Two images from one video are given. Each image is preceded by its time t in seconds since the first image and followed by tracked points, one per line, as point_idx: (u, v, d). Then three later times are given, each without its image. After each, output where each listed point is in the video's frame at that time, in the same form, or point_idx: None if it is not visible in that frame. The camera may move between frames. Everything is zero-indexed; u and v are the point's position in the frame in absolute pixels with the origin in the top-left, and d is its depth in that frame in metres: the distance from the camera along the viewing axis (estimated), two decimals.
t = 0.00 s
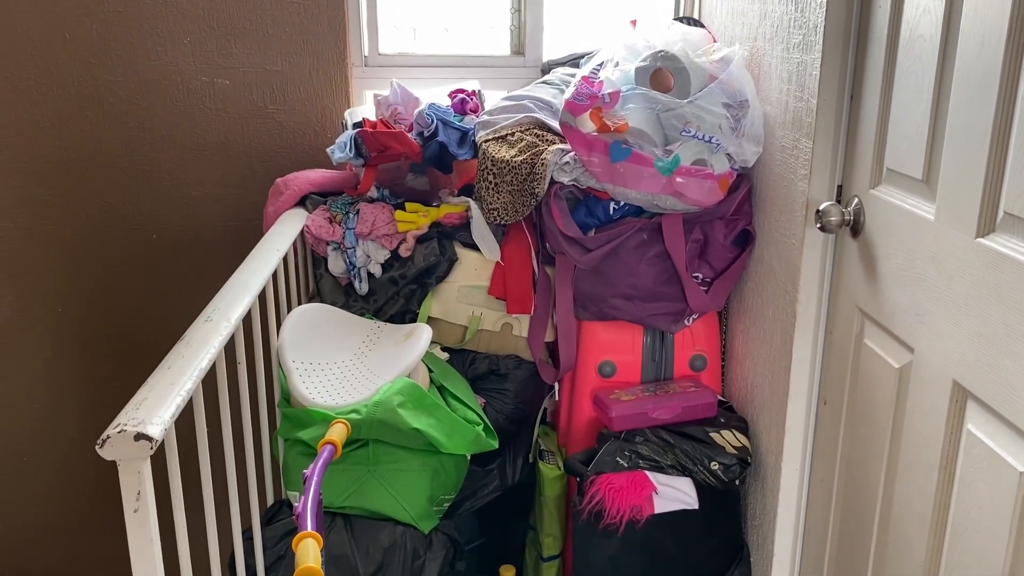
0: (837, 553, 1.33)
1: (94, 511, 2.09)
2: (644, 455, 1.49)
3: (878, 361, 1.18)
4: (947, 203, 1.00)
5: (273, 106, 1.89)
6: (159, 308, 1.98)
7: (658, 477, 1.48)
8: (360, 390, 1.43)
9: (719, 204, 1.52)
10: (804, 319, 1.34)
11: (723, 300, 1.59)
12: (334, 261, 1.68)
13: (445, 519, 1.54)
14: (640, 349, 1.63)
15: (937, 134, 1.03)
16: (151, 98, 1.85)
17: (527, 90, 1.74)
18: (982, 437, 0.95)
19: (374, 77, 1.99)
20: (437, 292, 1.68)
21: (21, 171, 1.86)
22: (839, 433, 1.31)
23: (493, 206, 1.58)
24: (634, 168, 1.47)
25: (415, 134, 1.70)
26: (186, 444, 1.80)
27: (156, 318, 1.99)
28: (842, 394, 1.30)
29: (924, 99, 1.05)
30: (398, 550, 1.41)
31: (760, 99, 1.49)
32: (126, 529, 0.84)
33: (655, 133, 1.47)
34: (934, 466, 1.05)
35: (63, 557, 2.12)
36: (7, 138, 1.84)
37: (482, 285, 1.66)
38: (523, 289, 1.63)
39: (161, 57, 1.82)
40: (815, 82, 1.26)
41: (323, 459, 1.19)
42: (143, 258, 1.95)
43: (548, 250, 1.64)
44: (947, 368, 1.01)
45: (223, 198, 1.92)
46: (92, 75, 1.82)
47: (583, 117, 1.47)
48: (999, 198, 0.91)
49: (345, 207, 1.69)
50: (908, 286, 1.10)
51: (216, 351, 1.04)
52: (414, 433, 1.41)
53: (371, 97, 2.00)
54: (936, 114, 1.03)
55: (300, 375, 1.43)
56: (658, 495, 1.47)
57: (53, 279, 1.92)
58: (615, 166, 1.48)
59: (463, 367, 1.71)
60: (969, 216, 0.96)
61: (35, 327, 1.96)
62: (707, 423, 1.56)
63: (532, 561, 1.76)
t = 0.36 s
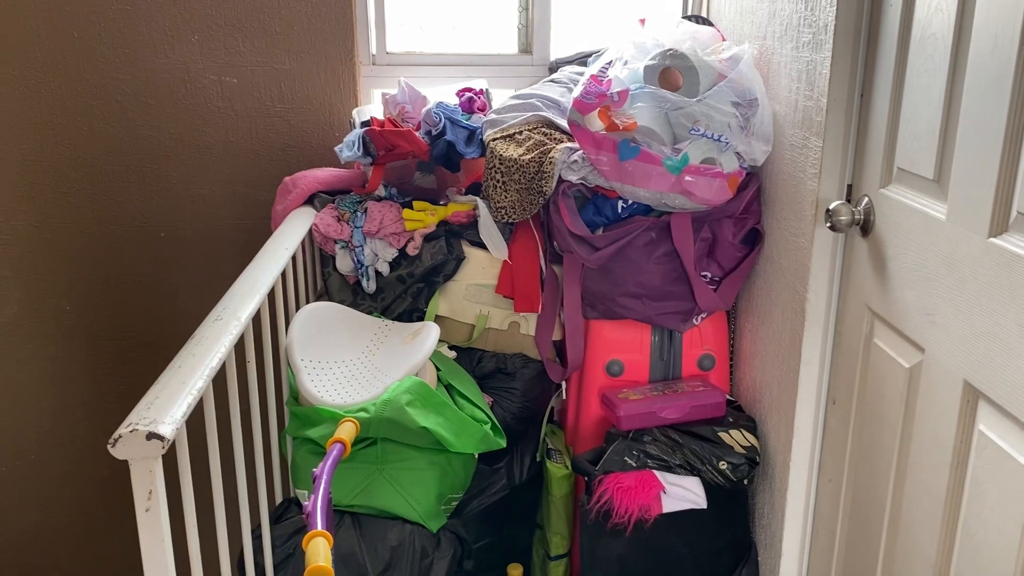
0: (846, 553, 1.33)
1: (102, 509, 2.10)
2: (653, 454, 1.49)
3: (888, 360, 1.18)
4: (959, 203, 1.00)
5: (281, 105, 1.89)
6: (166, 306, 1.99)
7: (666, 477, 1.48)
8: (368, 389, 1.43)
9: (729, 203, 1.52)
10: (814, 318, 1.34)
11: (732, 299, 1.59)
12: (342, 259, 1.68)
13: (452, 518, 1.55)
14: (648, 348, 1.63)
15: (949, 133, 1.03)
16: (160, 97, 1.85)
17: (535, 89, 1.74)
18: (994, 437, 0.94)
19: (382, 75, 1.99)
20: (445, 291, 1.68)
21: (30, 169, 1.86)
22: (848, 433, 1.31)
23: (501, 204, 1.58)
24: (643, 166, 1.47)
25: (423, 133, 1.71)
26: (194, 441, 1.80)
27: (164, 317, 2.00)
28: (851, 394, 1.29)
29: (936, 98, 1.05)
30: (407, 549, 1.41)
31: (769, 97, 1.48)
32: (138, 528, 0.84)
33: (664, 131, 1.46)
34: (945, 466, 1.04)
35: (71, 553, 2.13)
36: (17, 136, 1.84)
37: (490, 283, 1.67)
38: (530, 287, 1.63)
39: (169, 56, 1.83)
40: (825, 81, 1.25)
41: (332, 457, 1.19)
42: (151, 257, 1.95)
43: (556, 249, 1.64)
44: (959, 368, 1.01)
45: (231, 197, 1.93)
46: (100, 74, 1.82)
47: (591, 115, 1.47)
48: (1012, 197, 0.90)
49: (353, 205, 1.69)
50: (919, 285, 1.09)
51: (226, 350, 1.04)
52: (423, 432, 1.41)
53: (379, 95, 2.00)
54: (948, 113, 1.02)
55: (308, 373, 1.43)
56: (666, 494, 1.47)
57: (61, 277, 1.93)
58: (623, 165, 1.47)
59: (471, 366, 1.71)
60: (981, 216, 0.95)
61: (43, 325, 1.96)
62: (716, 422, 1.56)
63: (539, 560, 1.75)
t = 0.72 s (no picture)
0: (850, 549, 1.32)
1: (105, 502, 2.10)
2: (654, 450, 1.48)
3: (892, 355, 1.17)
4: (966, 196, 0.99)
5: (283, 99, 1.88)
6: (168, 300, 1.98)
7: (670, 473, 1.43)
8: (369, 384, 1.43)
9: (732, 197, 1.51)
10: (818, 312, 1.33)
11: (736, 294, 1.58)
12: (344, 254, 1.67)
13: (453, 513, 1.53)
14: (651, 343, 1.62)
15: (955, 125, 1.02)
16: (161, 90, 1.84)
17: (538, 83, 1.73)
18: (1000, 433, 0.93)
19: (384, 70, 1.98)
20: (446, 287, 1.67)
21: (31, 163, 1.86)
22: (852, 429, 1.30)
23: (503, 198, 1.57)
24: (646, 160, 1.46)
25: (425, 127, 1.70)
26: (195, 435, 1.80)
27: (166, 312, 2.00)
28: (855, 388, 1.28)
29: (943, 89, 1.04)
30: (408, 546, 1.41)
31: (774, 91, 1.47)
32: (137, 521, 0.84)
33: (667, 125, 1.46)
34: (949, 460, 1.03)
35: (73, 547, 2.13)
36: (18, 130, 1.84)
37: (492, 279, 1.66)
38: (533, 282, 1.63)
39: (170, 49, 1.82)
40: (830, 74, 1.25)
41: (332, 451, 1.18)
42: (153, 251, 1.95)
43: (559, 244, 1.63)
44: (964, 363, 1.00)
45: (233, 190, 1.92)
46: (101, 68, 1.81)
47: (594, 109, 1.45)
48: (1018, 191, 0.89)
49: (355, 200, 1.69)
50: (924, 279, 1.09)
51: (227, 342, 1.04)
52: (424, 426, 1.40)
53: (381, 89, 1.99)
54: (954, 106, 1.02)
55: (310, 369, 1.42)
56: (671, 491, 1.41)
57: (62, 272, 1.93)
58: (627, 159, 1.47)
59: (473, 361, 1.70)
60: (987, 209, 0.95)
61: (44, 319, 1.96)
62: (719, 418, 1.56)
63: (542, 555, 1.75)
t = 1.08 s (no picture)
0: (847, 548, 1.32)
1: (104, 499, 2.10)
2: (652, 447, 1.48)
3: (889, 354, 1.17)
4: (963, 195, 0.99)
5: (282, 97, 1.89)
6: (167, 298, 1.99)
7: (667, 470, 1.45)
8: (367, 382, 1.43)
9: (730, 196, 1.51)
10: (816, 311, 1.33)
11: (734, 292, 1.58)
12: (342, 252, 1.67)
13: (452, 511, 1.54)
14: (650, 342, 1.62)
15: (952, 124, 1.02)
16: (160, 88, 1.84)
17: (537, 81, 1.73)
18: (995, 431, 0.93)
19: (383, 68, 1.98)
20: (445, 284, 1.67)
21: (31, 161, 1.86)
22: (850, 428, 1.30)
23: (502, 196, 1.57)
24: (644, 159, 1.46)
25: (425, 125, 1.70)
26: (194, 433, 1.80)
27: (164, 309, 2.00)
28: (853, 387, 1.29)
29: (940, 89, 1.04)
30: (405, 543, 1.41)
31: (772, 90, 1.47)
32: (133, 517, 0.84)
33: (665, 123, 1.46)
34: (946, 460, 1.03)
35: (73, 544, 2.13)
36: (18, 127, 1.84)
37: (491, 277, 1.66)
38: (531, 281, 1.62)
39: (169, 47, 1.82)
40: (828, 73, 1.24)
41: (330, 449, 1.18)
42: (152, 248, 1.95)
43: (557, 242, 1.63)
44: (961, 362, 1.00)
45: (232, 188, 1.92)
46: (100, 66, 1.81)
47: (593, 107, 1.46)
48: (1015, 190, 0.89)
49: (354, 198, 1.69)
50: (921, 278, 1.09)
51: (223, 340, 1.04)
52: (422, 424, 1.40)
53: (380, 87, 1.99)
54: (951, 105, 1.02)
55: (308, 367, 1.43)
56: (667, 488, 1.43)
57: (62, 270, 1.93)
58: (625, 158, 1.47)
59: (471, 359, 1.71)
60: (984, 208, 0.95)
61: (43, 316, 1.97)
62: (716, 416, 1.56)
63: (540, 556, 1.74)
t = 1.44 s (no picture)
0: (846, 547, 1.32)
1: (103, 497, 2.10)
2: (652, 446, 1.48)
3: (890, 352, 1.17)
4: (963, 193, 0.99)
5: (281, 95, 1.88)
6: (167, 296, 1.98)
7: (666, 469, 1.46)
8: (366, 379, 1.43)
9: (731, 194, 1.51)
10: (816, 309, 1.33)
11: (734, 291, 1.58)
12: (342, 250, 1.68)
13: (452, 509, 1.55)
14: (650, 340, 1.62)
15: (954, 122, 1.01)
16: (159, 86, 1.84)
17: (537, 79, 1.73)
18: (997, 430, 0.93)
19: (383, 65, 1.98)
20: (445, 283, 1.67)
21: (32, 159, 1.86)
22: (851, 426, 1.30)
23: (502, 194, 1.58)
24: (645, 157, 1.46)
25: (425, 123, 1.70)
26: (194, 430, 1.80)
27: (164, 307, 2.00)
28: (853, 385, 1.29)
29: (941, 87, 1.03)
30: (405, 542, 1.41)
31: (773, 88, 1.47)
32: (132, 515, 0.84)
33: (666, 122, 1.45)
34: (946, 459, 1.03)
35: (71, 542, 2.13)
36: (17, 125, 1.84)
37: (492, 275, 1.66)
38: (532, 279, 1.62)
39: (170, 44, 1.82)
40: (829, 71, 1.24)
41: (330, 447, 1.18)
42: (151, 246, 1.95)
43: (557, 240, 1.63)
44: (961, 360, 1.00)
45: (232, 186, 1.92)
46: (100, 63, 1.81)
47: (593, 105, 1.46)
48: (1016, 189, 0.89)
49: (353, 196, 1.69)
50: (922, 276, 1.08)
51: (223, 338, 1.04)
52: (422, 422, 1.40)
53: (380, 85, 1.99)
54: (953, 103, 1.01)
55: (307, 365, 1.43)
56: (667, 487, 1.46)
57: (62, 268, 1.93)
58: (626, 156, 1.47)
59: (471, 358, 1.70)
60: (985, 207, 0.94)
61: (43, 314, 1.96)
62: (716, 415, 1.55)
63: (539, 553, 1.72)
